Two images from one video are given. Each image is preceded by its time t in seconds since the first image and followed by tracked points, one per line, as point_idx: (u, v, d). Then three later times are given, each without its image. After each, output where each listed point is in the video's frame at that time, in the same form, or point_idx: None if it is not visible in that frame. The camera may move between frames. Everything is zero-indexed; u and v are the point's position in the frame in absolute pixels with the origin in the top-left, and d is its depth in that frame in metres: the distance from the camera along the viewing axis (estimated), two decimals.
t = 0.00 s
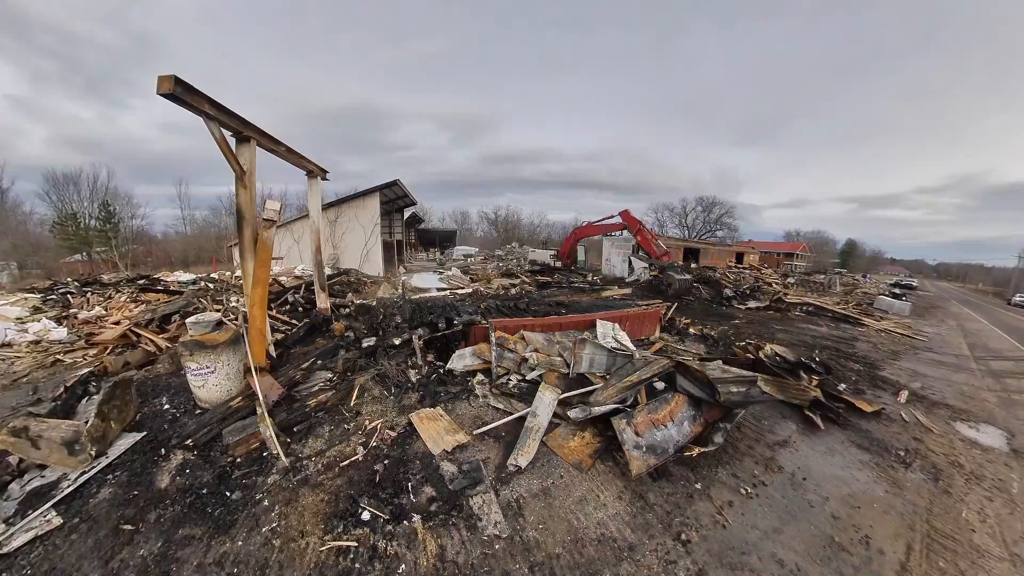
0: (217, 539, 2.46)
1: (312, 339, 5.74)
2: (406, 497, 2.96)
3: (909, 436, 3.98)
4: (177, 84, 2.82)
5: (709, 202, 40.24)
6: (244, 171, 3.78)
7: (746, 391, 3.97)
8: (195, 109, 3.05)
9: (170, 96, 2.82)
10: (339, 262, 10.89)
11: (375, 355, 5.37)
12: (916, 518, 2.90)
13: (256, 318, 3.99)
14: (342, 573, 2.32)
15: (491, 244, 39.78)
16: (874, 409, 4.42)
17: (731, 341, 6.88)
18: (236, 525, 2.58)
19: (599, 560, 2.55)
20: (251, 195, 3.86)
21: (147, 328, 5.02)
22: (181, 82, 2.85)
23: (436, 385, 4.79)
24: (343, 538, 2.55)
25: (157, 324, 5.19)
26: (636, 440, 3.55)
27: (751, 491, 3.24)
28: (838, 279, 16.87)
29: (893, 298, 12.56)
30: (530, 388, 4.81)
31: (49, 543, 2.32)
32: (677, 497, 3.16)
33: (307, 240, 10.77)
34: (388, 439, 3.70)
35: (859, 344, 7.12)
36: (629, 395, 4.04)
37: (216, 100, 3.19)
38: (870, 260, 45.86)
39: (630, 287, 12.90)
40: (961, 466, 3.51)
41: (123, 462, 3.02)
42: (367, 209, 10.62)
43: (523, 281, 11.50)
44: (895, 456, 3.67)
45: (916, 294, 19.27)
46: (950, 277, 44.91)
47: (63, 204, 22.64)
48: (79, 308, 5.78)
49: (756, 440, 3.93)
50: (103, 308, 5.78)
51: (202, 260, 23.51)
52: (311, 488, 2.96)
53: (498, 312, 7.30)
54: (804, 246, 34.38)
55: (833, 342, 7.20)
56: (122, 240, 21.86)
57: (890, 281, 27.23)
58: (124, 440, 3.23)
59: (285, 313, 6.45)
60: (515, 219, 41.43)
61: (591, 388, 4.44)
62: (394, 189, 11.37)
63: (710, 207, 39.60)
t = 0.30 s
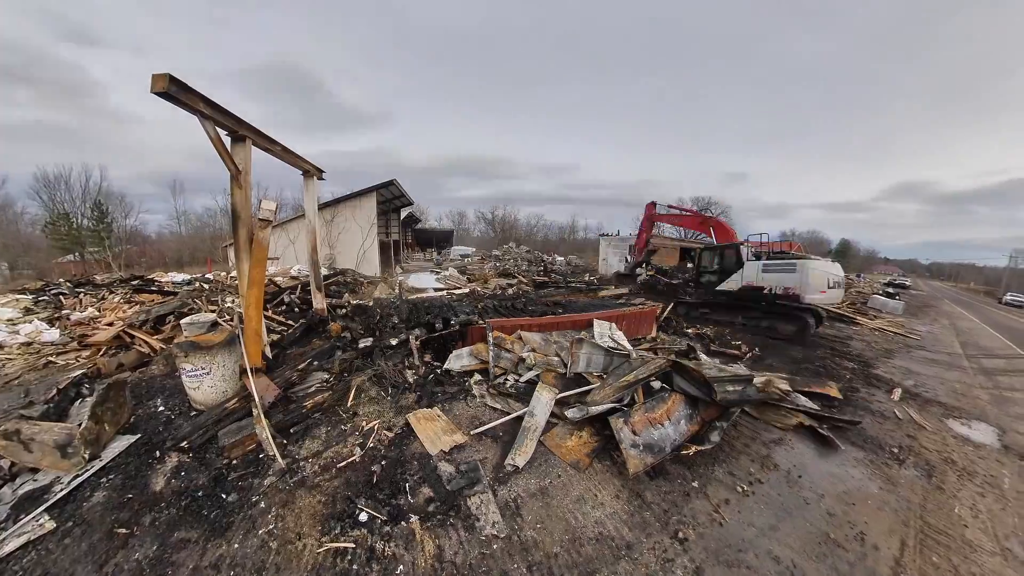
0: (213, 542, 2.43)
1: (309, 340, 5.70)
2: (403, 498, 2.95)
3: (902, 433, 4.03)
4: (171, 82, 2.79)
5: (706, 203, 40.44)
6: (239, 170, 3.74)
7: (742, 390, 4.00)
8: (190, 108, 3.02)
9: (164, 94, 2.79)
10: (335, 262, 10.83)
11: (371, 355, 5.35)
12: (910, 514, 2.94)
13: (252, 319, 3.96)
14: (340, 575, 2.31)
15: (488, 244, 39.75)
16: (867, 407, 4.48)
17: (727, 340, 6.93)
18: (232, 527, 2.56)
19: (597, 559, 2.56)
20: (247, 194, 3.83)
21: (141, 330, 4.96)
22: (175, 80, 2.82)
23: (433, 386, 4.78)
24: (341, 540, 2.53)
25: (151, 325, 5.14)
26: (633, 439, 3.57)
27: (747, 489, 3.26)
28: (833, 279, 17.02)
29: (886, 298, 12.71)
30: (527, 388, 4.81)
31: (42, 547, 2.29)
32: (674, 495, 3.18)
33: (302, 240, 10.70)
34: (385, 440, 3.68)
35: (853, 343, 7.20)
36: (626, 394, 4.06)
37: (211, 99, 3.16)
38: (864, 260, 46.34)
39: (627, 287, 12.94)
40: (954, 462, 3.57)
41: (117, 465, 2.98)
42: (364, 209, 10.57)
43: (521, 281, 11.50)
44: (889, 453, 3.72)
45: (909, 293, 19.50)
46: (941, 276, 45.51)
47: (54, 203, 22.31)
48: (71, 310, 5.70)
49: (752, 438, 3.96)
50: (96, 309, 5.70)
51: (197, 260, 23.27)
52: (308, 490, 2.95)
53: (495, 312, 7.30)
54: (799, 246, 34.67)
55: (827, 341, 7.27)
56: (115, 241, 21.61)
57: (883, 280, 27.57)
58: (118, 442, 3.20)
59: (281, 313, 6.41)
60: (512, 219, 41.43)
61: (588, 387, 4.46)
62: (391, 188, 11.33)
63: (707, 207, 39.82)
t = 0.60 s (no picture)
0: (207, 546, 2.40)
1: (303, 341, 5.65)
2: (400, 499, 2.94)
3: (893, 431, 4.11)
4: (163, 79, 2.74)
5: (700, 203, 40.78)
6: (232, 169, 3.69)
7: (737, 389, 4.04)
8: (182, 105, 2.97)
9: (155, 91, 2.75)
10: (330, 262, 10.75)
11: (367, 356, 5.31)
12: (901, 510, 2.99)
13: (245, 320, 3.91)
14: None
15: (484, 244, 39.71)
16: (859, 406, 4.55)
17: (722, 340, 6.99)
18: (226, 531, 2.52)
19: (594, 558, 2.57)
20: (240, 193, 3.78)
21: (131, 331, 4.88)
22: (167, 77, 2.78)
23: (429, 386, 4.76)
24: (337, 542, 2.51)
25: (142, 327, 5.06)
26: (629, 438, 3.58)
27: (742, 487, 3.30)
28: (825, 279, 17.26)
29: (876, 297, 12.94)
30: (523, 388, 4.81)
31: (30, 554, 2.24)
32: (670, 494, 3.20)
33: (297, 240, 10.61)
34: (381, 441, 3.66)
35: (845, 342, 7.31)
36: (622, 393, 4.08)
37: (203, 96, 3.11)
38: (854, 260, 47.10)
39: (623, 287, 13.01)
40: (943, 458, 3.64)
41: (108, 469, 2.93)
42: (359, 208, 10.49)
43: (517, 281, 11.50)
44: (880, 450, 3.78)
45: (899, 292, 19.84)
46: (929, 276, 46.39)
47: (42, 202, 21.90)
48: (59, 310, 5.59)
49: (746, 436, 4.00)
50: (85, 310, 5.59)
51: (188, 260, 22.97)
52: (303, 492, 2.92)
53: (491, 312, 7.29)
54: (791, 246, 35.11)
55: (820, 340, 7.38)
56: (105, 241, 21.27)
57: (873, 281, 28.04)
58: (108, 446, 3.13)
59: (275, 314, 6.34)
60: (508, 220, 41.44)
61: (584, 387, 4.48)
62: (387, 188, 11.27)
63: (701, 208, 40.19)
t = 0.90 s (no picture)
0: (203, 549, 2.38)
1: (299, 341, 5.61)
2: (397, 500, 2.93)
3: (887, 428, 4.16)
4: (157, 77, 2.72)
5: (697, 203, 41.01)
6: (228, 168, 3.65)
7: (733, 388, 4.07)
8: (177, 104, 2.95)
9: (150, 89, 2.72)
10: (326, 262, 10.68)
11: (363, 356, 5.29)
12: (895, 507, 3.04)
13: (241, 320, 3.88)
14: None
15: (481, 244, 39.68)
16: (853, 404, 4.60)
17: (718, 339, 7.04)
18: (222, 533, 2.50)
19: (592, 557, 2.58)
20: (236, 193, 3.74)
21: (125, 332, 4.82)
22: (162, 75, 2.75)
23: (427, 387, 4.75)
24: (335, 544, 2.50)
25: (136, 327, 5.00)
26: (626, 436, 3.60)
27: (738, 485, 3.33)
28: (820, 279, 17.44)
29: (870, 297, 13.10)
30: (520, 388, 4.80)
31: (23, 558, 2.21)
32: (667, 492, 3.22)
33: (293, 239, 10.55)
34: (378, 442, 3.64)
35: (840, 341, 7.39)
36: (619, 392, 4.09)
37: (199, 94, 3.08)
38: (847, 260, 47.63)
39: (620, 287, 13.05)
40: (937, 455, 3.69)
41: (102, 471, 2.89)
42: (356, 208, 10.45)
43: (514, 281, 11.50)
44: (875, 448, 3.83)
45: (892, 292, 20.06)
46: (921, 276, 47.01)
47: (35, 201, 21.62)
48: (52, 311, 5.51)
49: (742, 435, 4.03)
50: (78, 310, 5.52)
51: (184, 260, 22.77)
52: (300, 494, 2.90)
53: (488, 312, 7.29)
54: (786, 246, 35.41)
55: (815, 339, 7.45)
56: (98, 240, 21.06)
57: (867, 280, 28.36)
58: (101, 448, 3.09)
59: (271, 314, 6.29)
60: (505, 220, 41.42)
61: (581, 386, 4.48)
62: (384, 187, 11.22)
63: (697, 208, 40.42)
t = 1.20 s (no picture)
0: (198, 553, 2.35)
1: (294, 342, 5.56)
2: (394, 501, 2.92)
3: (880, 425, 4.22)
4: (150, 75, 2.68)
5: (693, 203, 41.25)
6: (222, 167, 3.61)
7: (729, 386, 4.10)
8: (170, 102, 2.91)
9: (142, 87, 2.68)
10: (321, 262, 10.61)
11: (359, 357, 5.26)
12: (889, 503, 3.08)
13: (235, 321, 3.84)
14: None
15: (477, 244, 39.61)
16: (847, 403, 4.66)
17: (713, 338, 7.10)
18: (218, 537, 2.47)
19: (589, 556, 2.59)
20: (230, 192, 3.70)
21: (117, 334, 4.75)
22: (155, 73, 2.71)
23: (423, 387, 4.73)
24: (331, 546, 2.48)
25: (129, 329, 4.91)
26: (622, 435, 3.62)
27: (734, 483, 3.36)
28: (813, 278, 17.64)
29: (863, 296, 13.30)
30: (518, 388, 4.80)
31: (13, 565, 2.17)
32: (663, 491, 3.24)
33: (288, 239, 10.47)
34: (375, 443, 3.63)
35: (834, 340, 7.48)
36: (615, 392, 4.11)
37: (192, 92, 3.05)
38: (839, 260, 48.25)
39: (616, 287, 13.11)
40: (928, 452, 3.76)
41: (94, 476, 2.84)
42: (352, 208, 10.39)
43: (511, 282, 11.50)
44: (868, 445, 3.88)
45: (884, 291, 20.36)
46: (911, 275, 47.77)
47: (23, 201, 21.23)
48: (42, 312, 5.42)
49: (737, 433, 4.07)
50: (69, 312, 5.42)
51: (177, 260, 22.50)
52: (296, 496, 2.88)
53: (485, 312, 7.29)
54: (780, 245, 35.77)
55: (809, 338, 7.53)
56: (90, 241, 20.75)
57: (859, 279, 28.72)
58: (93, 452, 3.04)
59: (266, 315, 6.23)
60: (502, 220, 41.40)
61: (578, 386, 4.50)
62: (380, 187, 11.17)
63: (693, 208, 40.69)
